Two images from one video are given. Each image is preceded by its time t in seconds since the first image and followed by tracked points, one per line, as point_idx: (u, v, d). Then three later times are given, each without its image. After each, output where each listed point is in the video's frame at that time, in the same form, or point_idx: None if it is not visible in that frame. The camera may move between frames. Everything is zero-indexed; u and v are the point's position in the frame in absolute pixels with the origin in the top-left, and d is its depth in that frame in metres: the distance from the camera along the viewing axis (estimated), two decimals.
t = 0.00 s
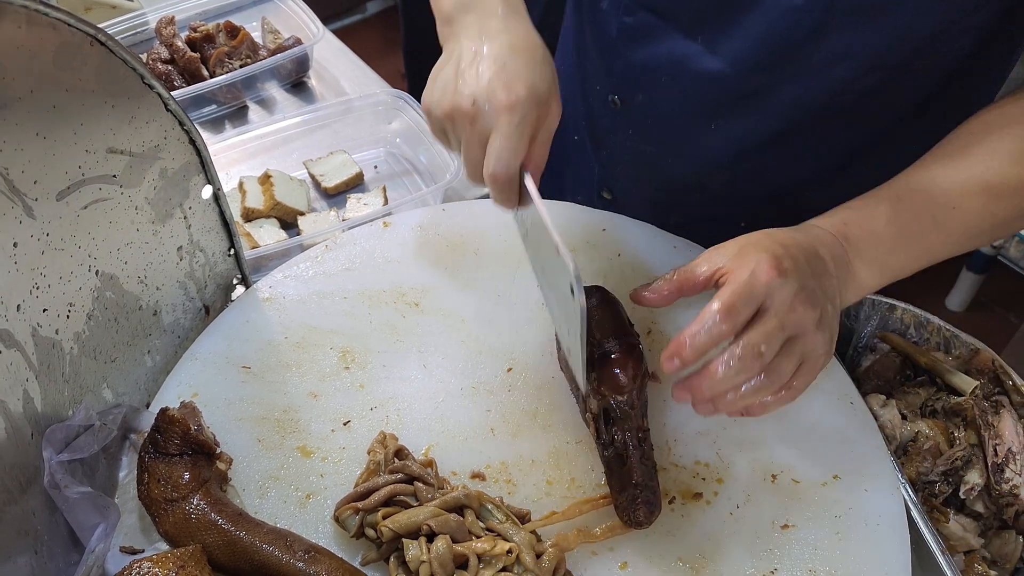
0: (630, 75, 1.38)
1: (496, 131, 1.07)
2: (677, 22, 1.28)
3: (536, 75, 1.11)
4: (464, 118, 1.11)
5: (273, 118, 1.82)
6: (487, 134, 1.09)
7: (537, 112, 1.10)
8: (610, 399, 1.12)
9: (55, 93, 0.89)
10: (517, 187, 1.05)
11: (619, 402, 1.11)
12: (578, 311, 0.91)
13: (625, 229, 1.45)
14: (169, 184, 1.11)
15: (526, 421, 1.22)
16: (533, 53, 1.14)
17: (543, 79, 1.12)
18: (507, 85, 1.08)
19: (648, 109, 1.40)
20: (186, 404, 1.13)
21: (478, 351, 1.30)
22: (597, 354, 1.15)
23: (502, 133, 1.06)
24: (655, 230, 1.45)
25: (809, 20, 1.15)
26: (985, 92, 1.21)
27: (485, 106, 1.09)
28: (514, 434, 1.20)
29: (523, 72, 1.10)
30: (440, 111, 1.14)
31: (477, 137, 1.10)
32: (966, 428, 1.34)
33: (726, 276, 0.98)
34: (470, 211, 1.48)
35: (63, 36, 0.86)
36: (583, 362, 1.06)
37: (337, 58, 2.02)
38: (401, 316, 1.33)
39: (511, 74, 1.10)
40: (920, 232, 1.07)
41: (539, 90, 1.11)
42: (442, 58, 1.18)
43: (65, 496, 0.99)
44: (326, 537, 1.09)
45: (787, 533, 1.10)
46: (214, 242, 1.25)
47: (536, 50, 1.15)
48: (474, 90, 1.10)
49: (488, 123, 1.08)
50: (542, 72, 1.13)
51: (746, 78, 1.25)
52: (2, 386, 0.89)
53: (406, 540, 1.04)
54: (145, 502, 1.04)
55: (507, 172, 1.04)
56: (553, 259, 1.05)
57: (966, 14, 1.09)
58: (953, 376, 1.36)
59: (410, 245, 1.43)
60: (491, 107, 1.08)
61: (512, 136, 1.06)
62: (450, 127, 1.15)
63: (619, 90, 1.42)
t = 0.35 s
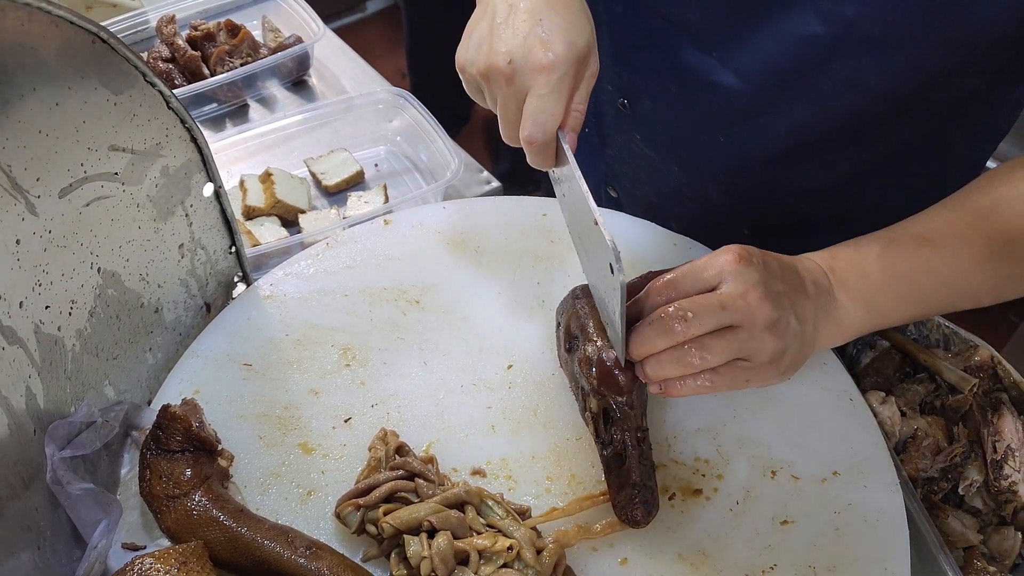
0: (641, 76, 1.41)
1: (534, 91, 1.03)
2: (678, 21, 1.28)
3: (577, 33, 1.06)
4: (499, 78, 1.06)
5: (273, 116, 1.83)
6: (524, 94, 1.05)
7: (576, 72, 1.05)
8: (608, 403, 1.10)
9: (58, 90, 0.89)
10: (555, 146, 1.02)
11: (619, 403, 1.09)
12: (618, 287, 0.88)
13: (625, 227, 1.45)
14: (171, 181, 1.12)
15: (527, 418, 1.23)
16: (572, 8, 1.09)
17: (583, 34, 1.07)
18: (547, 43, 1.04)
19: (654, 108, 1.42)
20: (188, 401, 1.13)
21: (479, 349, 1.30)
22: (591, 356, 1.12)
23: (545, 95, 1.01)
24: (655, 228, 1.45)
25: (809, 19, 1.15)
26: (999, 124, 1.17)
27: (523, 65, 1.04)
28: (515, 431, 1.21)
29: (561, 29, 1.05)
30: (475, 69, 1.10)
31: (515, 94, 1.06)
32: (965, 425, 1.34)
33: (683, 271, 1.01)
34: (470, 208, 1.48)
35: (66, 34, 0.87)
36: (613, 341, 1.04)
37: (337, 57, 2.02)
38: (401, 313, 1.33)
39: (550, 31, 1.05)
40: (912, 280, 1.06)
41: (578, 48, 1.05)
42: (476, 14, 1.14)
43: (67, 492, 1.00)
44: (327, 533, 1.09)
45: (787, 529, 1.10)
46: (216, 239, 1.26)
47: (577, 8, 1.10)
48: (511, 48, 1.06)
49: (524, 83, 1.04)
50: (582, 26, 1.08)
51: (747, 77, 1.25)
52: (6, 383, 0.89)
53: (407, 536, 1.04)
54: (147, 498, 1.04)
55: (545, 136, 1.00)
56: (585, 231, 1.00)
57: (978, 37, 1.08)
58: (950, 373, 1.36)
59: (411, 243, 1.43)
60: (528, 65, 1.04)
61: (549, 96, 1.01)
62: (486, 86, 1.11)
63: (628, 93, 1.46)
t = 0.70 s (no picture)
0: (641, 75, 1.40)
1: (545, 117, 1.09)
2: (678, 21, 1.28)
3: (589, 63, 1.11)
4: (513, 105, 1.13)
5: (272, 116, 1.83)
6: (535, 121, 1.11)
7: (587, 101, 1.10)
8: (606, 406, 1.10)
9: (55, 90, 0.89)
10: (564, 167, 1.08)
11: (617, 409, 1.09)
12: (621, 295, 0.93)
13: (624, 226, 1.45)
14: (169, 181, 1.12)
15: (526, 417, 1.22)
16: (585, 37, 1.14)
17: (595, 64, 1.12)
18: (560, 74, 1.09)
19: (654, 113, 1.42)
20: (186, 401, 1.13)
21: (477, 349, 1.30)
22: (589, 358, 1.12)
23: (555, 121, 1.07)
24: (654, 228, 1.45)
25: (808, 19, 1.15)
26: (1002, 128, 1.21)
27: (536, 93, 1.10)
28: (513, 431, 1.20)
29: (573, 59, 1.11)
30: (492, 94, 1.17)
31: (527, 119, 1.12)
32: (962, 425, 1.34)
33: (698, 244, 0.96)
34: (468, 209, 1.48)
35: (64, 33, 0.87)
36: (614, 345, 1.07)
37: (336, 56, 2.02)
38: (399, 313, 1.33)
39: (564, 62, 1.10)
40: (933, 280, 0.86)
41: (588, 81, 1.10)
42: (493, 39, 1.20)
43: (64, 493, 0.99)
44: (325, 533, 1.09)
45: (785, 529, 1.10)
46: (213, 239, 1.25)
47: (590, 36, 1.14)
48: (525, 77, 1.12)
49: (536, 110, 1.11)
50: (595, 57, 1.13)
51: (747, 78, 1.25)
52: (3, 383, 0.89)
53: (405, 536, 1.04)
54: (144, 498, 1.04)
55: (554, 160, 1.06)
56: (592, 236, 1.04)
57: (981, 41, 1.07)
58: (949, 374, 1.36)
59: (409, 243, 1.43)
60: (540, 94, 1.10)
61: (559, 121, 1.07)
62: (500, 110, 1.17)
63: (627, 99, 1.46)
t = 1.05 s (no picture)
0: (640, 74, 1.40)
1: (548, 126, 1.11)
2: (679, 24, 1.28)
3: (590, 75, 1.13)
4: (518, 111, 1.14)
5: (273, 116, 1.83)
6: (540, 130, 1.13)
7: (591, 111, 1.12)
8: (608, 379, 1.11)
9: (56, 89, 0.89)
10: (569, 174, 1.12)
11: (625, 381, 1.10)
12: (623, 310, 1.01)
13: (625, 225, 1.45)
14: (170, 181, 1.12)
15: (527, 418, 1.22)
16: (587, 45, 1.15)
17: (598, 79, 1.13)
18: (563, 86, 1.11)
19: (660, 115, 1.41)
20: (187, 401, 1.13)
21: (478, 349, 1.30)
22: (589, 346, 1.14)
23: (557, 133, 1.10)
24: (655, 228, 1.45)
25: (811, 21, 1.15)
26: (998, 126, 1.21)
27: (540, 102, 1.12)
28: (515, 431, 1.20)
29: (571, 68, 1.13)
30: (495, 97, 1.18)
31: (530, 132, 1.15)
32: (964, 425, 1.34)
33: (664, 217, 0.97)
34: (468, 208, 1.48)
35: (66, 33, 0.87)
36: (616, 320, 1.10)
37: (337, 56, 2.02)
38: (401, 313, 1.33)
39: (566, 73, 1.12)
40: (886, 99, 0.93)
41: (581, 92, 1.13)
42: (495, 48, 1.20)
43: (66, 492, 0.99)
44: (326, 534, 1.09)
45: (786, 529, 1.10)
46: (215, 239, 1.25)
47: (592, 46, 1.16)
48: (529, 87, 1.13)
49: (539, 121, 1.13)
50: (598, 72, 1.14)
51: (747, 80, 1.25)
52: (4, 382, 0.89)
53: (406, 537, 1.04)
54: (146, 498, 1.04)
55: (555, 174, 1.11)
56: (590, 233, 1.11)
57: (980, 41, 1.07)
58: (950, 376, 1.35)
59: (411, 242, 1.43)
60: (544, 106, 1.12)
61: (561, 135, 1.10)
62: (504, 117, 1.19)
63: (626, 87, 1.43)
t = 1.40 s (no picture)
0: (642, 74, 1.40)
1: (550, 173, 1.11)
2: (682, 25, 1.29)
3: (592, 118, 1.14)
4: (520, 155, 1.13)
5: (276, 116, 1.83)
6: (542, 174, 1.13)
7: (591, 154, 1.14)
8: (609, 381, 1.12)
9: (62, 89, 0.89)
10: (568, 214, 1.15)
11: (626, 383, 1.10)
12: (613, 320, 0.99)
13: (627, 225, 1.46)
14: (174, 181, 1.12)
15: (531, 417, 1.23)
16: (588, 88, 1.16)
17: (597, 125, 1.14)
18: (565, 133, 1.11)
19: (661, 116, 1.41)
20: (191, 401, 1.13)
21: (481, 349, 1.30)
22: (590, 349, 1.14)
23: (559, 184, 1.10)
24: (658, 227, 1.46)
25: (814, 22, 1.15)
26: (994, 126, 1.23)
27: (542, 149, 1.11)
28: (517, 431, 1.21)
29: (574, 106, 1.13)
30: (495, 132, 1.17)
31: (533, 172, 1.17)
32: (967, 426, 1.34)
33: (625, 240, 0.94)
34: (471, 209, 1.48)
35: (72, 33, 0.87)
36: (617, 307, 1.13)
37: (340, 56, 2.02)
38: (404, 313, 1.34)
39: (568, 121, 1.12)
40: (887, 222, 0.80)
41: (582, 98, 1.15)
42: (498, 88, 1.20)
43: (71, 491, 1.00)
44: (329, 533, 1.09)
45: (789, 529, 1.10)
46: (218, 238, 1.26)
47: (592, 89, 1.16)
48: (532, 131, 1.13)
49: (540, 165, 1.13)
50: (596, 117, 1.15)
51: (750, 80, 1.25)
52: (10, 381, 0.89)
53: (411, 536, 1.04)
54: (150, 497, 1.04)
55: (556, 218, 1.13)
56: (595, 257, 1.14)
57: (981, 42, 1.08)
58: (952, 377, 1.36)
59: (413, 243, 1.43)
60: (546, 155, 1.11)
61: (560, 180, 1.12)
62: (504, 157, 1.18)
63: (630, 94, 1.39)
